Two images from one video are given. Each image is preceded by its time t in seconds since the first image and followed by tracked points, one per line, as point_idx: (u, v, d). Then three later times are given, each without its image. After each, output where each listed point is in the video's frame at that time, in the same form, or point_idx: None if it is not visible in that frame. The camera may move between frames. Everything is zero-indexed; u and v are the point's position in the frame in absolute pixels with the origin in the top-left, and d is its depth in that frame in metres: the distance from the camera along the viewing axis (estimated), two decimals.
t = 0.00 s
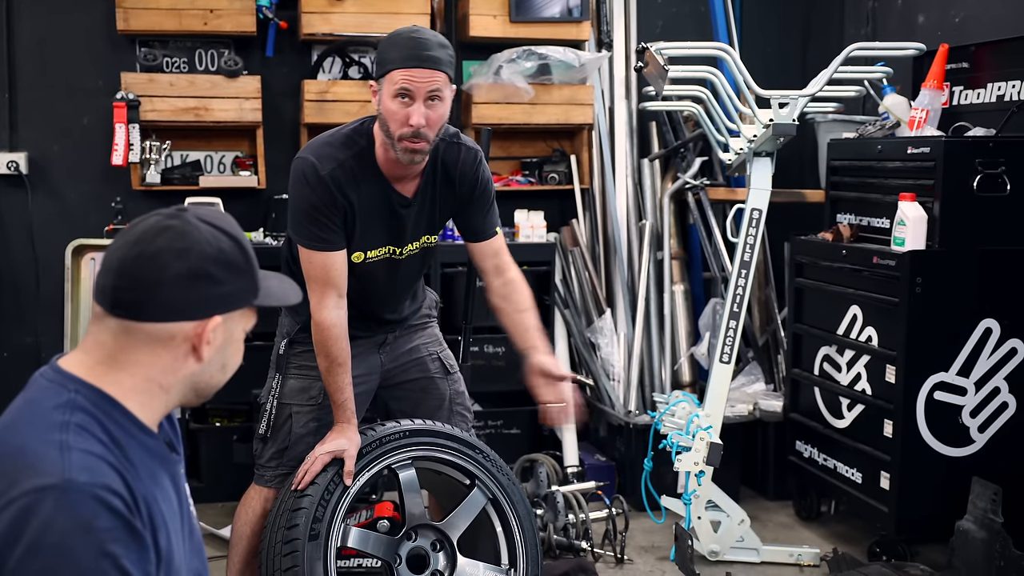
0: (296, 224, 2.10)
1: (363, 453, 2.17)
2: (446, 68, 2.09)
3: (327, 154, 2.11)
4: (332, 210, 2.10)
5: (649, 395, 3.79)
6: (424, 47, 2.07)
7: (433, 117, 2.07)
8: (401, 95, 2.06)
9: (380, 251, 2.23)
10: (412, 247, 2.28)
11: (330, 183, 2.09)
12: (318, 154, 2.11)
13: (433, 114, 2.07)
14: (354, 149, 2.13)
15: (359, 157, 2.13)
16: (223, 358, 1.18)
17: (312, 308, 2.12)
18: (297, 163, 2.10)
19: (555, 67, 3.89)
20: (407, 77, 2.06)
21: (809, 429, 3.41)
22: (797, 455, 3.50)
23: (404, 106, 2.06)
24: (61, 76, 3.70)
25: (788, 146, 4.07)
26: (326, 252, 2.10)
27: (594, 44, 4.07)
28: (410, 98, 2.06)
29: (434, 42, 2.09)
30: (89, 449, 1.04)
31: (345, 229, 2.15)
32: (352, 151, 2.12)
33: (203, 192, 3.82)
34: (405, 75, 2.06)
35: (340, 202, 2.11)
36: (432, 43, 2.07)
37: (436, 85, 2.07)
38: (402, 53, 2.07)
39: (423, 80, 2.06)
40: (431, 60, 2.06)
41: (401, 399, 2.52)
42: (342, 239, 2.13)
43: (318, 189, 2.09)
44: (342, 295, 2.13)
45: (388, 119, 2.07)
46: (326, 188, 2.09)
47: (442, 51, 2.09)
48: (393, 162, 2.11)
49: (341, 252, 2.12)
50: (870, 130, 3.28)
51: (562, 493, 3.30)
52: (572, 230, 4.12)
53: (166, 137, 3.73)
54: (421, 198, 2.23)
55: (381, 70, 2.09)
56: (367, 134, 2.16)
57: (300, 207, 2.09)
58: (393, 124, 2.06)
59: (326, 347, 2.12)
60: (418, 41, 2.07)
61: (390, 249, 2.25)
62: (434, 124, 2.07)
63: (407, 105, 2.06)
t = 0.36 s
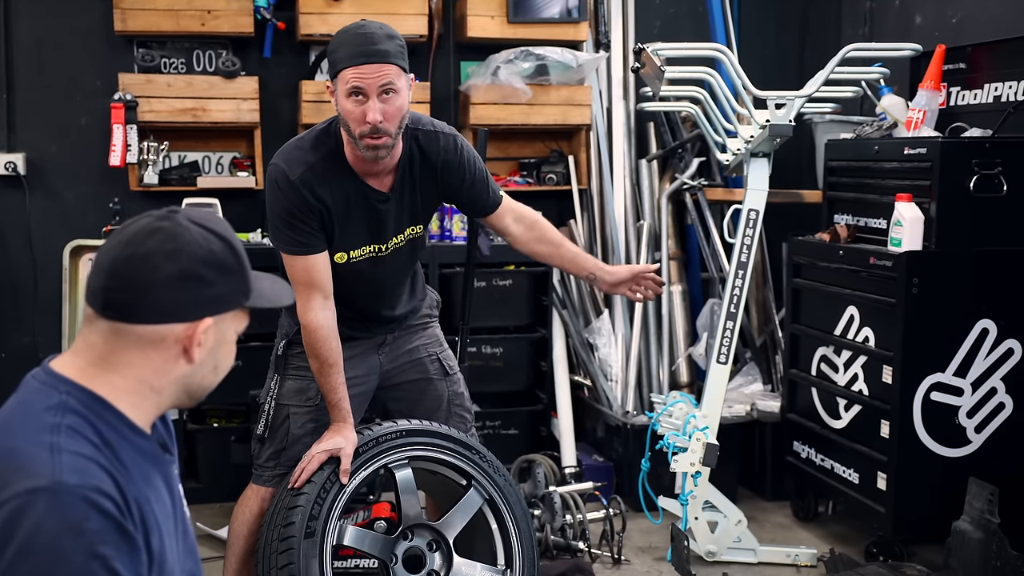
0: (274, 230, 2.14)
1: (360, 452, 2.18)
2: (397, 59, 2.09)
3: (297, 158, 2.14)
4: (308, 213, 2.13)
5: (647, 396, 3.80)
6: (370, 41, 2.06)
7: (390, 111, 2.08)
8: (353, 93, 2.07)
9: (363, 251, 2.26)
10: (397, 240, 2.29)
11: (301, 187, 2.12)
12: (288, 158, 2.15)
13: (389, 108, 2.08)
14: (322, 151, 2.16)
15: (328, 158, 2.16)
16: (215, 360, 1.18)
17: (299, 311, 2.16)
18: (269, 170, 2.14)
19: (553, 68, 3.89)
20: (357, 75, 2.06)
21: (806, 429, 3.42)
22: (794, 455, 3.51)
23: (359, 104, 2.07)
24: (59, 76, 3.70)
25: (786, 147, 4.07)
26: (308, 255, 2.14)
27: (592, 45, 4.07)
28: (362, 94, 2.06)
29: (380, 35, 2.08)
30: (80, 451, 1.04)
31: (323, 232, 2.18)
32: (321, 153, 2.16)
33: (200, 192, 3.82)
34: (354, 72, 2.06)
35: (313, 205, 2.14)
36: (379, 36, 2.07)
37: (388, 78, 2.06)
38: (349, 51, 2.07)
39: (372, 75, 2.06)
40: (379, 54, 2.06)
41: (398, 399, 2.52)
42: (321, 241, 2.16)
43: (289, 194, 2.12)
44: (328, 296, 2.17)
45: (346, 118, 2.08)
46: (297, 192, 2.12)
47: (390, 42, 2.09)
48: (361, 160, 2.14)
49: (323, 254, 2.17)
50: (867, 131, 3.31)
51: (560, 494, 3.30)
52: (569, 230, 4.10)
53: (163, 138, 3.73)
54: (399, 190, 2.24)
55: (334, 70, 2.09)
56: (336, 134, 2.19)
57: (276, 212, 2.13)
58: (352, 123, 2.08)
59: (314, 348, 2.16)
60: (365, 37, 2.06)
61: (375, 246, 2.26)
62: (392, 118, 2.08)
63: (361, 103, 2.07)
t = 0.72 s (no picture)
0: (278, 227, 2.14)
1: (356, 451, 2.18)
2: (403, 54, 2.09)
3: (301, 154, 2.15)
4: (312, 209, 2.13)
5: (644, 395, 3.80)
6: (377, 35, 2.07)
7: (397, 105, 2.08)
8: (361, 87, 2.07)
9: (365, 248, 2.26)
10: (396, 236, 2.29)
11: (306, 183, 2.13)
12: (293, 155, 2.15)
13: (396, 101, 2.08)
14: (326, 148, 2.16)
15: (332, 154, 2.16)
16: (204, 359, 1.19)
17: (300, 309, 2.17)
18: (273, 167, 2.14)
19: (550, 68, 3.89)
20: (364, 69, 2.06)
21: (803, 428, 3.42)
22: (791, 455, 3.51)
23: (366, 98, 2.07)
24: (56, 76, 3.70)
25: (783, 147, 4.07)
26: (311, 253, 2.15)
27: (589, 45, 4.08)
28: (370, 88, 2.07)
29: (386, 29, 2.08)
30: (69, 450, 1.04)
31: (326, 229, 2.18)
32: (325, 149, 2.16)
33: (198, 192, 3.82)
34: (361, 66, 2.06)
35: (317, 201, 2.14)
36: (385, 31, 2.07)
37: (395, 73, 2.07)
38: (355, 46, 2.07)
39: (380, 70, 2.06)
40: (386, 49, 2.06)
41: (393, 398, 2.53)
42: (324, 238, 2.16)
43: (295, 190, 2.12)
44: (329, 295, 2.17)
45: (352, 112, 2.08)
46: (302, 189, 2.13)
47: (396, 37, 2.09)
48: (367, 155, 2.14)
49: (325, 251, 2.17)
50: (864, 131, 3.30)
51: (556, 493, 3.30)
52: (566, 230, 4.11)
53: (160, 138, 3.74)
54: (399, 188, 2.24)
55: (340, 65, 2.09)
56: (340, 130, 2.19)
57: (281, 209, 2.13)
58: (359, 117, 2.08)
59: (315, 347, 2.17)
60: (371, 31, 2.07)
61: (375, 243, 2.27)
62: (399, 112, 2.08)
63: (368, 97, 2.07)
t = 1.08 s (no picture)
0: (272, 227, 2.14)
1: (348, 451, 2.18)
2: (402, 58, 2.10)
3: (297, 156, 2.15)
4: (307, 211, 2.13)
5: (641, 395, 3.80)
6: (376, 40, 2.07)
7: (395, 109, 2.09)
8: (359, 91, 2.07)
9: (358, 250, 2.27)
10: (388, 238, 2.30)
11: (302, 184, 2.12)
12: (288, 157, 2.15)
13: (393, 105, 2.09)
14: (321, 149, 2.17)
15: (327, 156, 2.18)
16: (193, 364, 1.18)
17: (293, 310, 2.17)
18: (269, 168, 2.14)
19: (547, 68, 3.90)
20: (363, 73, 2.06)
21: (800, 429, 3.42)
22: (788, 455, 3.51)
23: (364, 102, 2.07)
24: (54, 76, 3.70)
25: (781, 147, 4.07)
26: (306, 254, 2.14)
27: (587, 45, 4.08)
28: (368, 92, 2.07)
29: (384, 33, 2.08)
30: (54, 451, 1.05)
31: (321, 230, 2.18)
32: (320, 150, 2.17)
33: (195, 192, 3.83)
34: (360, 71, 2.06)
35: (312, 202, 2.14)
36: (384, 36, 2.08)
37: (393, 77, 2.07)
38: (354, 50, 2.07)
39: (379, 74, 2.06)
40: (385, 54, 2.07)
41: (388, 399, 2.53)
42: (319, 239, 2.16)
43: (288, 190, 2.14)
44: (322, 296, 2.18)
45: (350, 116, 2.09)
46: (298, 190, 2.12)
47: (395, 41, 2.09)
48: (363, 158, 2.15)
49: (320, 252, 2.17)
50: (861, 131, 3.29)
51: (553, 494, 3.30)
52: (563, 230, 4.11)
53: (158, 138, 3.74)
54: (394, 189, 2.26)
55: (338, 68, 2.09)
56: (336, 132, 2.20)
57: (277, 210, 2.12)
58: (356, 120, 2.08)
59: (309, 347, 2.18)
60: (370, 36, 2.07)
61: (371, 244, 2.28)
62: (397, 117, 2.09)
63: (366, 101, 2.07)
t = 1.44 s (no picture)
0: (269, 227, 2.14)
1: (345, 450, 2.18)
2: (399, 58, 2.10)
3: (294, 155, 2.16)
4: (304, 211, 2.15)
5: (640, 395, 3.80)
6: (374, 40, 2.08)
7: (392, 109, 2.09)
8: (356, 91, 2.08)
9: (354, 250, 2.29)
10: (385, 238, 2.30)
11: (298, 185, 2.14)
12: (285, 156, 2.16)
13: (391, 105, 2.09)
14: (318, 148, 2.18)
15: (324, 155, 2.18)
16: (186, 362, 1.19)
17: (289, 309, 2.20)
18: (265, 167, 2.15)
19: (546, 67, 3.90)
20: (361, 73, 2.06)
21: (798, 428, 3.42)
22: (786, 455, 3.51)
23: (362, 102, 2.07)
24: (53, 75, 3.71)
25: (779, 147, 4.07)
26: (303, 253, 2.15)
27: (585, 44, 4.07)
28: (365, 92, 2.07)
29: (383, 34, 2.09)
30: (46, 452, 1.05)
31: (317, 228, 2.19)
32: (318, 150, 2.18)
33: (193, 191, 3.83)
34: (358, 71, 2.06)
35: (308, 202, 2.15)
36: (382, 36, 2.08)
37: (391, 78, 2.07)
38: (352, 50, 2.08)
39: (376, 74, 2.06)
40: (382, 54, 2.07)
41: (385, 398, 2.53)
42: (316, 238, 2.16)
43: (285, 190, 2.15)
44: (318, 296, 2.20)
45: (347, 116, 2.08)
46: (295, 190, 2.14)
47: (393, 42, 2.10)
48: (360, 158, 2.15)
49: (316, 252, 2.17)
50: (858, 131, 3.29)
51: (551, 493, 3.30)
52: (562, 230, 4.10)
53: (156, 138, 3.75)
54: (391, 189, 2.26)
55: (336, 68, 2.10)
56: (333, 132, 2.20)
57: (273, 209, 2.14)
58: (353, 121, 2.08)
59: (305, 346, 2.20)
60: (368, 36, 2.08)
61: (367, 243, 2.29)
62: (394, 117, 2.09)
63: (364, 101, 2.07)
